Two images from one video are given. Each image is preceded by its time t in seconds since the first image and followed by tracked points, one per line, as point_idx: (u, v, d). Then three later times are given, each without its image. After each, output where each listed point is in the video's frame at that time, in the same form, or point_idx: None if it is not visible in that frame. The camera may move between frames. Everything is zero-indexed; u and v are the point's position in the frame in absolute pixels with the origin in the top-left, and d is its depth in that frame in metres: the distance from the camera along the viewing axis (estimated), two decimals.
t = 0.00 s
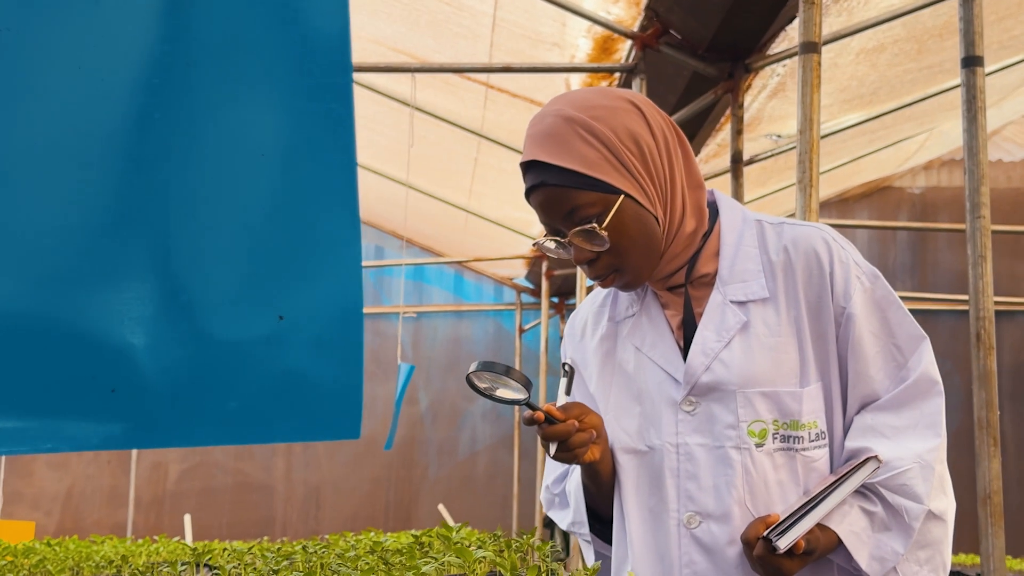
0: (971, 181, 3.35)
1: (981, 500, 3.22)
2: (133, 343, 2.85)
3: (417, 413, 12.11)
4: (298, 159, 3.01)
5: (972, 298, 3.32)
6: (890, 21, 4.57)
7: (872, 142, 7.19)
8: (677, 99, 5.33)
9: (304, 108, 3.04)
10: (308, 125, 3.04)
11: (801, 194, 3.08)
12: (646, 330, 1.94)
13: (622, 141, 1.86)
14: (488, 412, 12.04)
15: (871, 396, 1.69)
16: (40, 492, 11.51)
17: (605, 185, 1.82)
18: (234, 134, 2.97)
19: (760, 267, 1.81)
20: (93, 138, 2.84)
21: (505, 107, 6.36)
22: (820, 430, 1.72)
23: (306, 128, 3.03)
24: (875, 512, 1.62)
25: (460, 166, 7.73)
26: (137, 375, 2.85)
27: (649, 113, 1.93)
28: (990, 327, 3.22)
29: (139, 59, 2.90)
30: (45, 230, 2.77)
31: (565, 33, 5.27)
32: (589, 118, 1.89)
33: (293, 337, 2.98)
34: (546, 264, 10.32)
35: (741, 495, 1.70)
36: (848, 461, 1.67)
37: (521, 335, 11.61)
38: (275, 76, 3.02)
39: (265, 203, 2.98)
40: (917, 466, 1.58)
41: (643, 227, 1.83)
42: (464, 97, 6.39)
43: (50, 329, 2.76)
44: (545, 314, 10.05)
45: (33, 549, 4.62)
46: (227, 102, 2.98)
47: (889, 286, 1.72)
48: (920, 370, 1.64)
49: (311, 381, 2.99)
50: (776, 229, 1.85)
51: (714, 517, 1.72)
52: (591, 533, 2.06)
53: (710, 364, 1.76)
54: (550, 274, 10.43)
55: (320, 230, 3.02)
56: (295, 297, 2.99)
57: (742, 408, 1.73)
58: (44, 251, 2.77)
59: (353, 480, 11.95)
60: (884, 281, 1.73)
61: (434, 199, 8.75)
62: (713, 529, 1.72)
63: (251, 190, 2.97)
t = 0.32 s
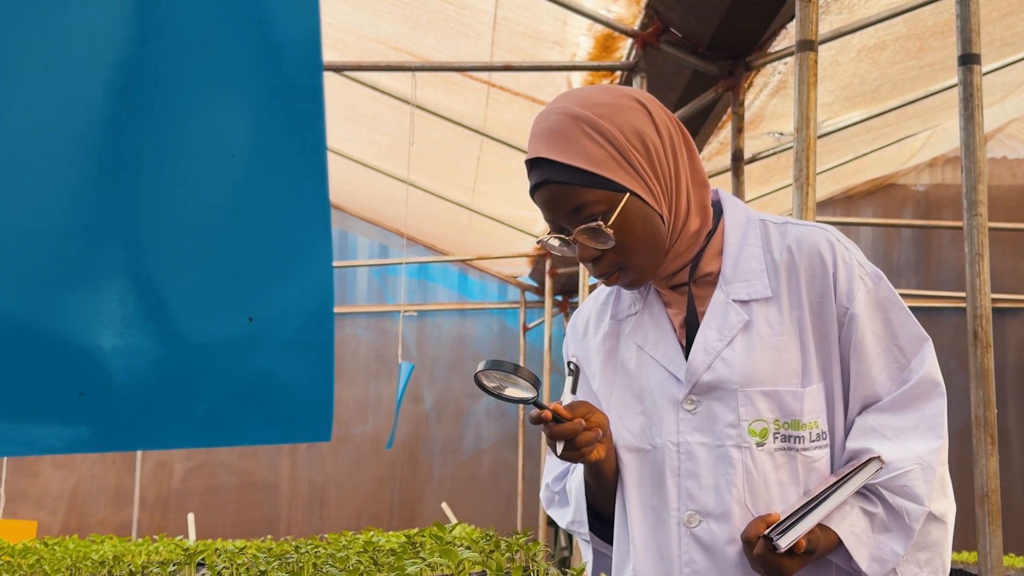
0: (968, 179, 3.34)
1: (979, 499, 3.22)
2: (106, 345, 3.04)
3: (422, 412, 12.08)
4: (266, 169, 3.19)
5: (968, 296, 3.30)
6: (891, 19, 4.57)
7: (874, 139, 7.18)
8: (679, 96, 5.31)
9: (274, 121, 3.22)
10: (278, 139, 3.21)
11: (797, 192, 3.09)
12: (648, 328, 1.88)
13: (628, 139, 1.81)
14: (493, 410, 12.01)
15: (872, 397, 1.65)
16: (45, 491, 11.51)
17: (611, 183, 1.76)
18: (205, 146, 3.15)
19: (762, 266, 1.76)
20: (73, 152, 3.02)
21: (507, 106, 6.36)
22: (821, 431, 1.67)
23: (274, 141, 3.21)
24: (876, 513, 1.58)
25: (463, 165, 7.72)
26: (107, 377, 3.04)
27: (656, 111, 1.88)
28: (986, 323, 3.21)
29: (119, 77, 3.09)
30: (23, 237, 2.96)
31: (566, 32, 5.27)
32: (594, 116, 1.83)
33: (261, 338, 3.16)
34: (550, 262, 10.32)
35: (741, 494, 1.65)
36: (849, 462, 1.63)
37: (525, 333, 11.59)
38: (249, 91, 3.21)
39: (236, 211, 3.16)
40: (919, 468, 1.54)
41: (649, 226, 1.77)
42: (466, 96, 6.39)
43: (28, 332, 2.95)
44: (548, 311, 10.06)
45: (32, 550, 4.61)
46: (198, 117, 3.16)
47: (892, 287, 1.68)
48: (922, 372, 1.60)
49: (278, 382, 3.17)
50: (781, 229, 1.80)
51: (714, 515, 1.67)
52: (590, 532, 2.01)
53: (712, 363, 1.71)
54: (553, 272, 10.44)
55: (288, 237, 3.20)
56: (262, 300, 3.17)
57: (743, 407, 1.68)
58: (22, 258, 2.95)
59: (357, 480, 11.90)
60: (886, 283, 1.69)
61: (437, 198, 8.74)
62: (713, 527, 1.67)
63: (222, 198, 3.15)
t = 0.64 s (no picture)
0: (960, 180, 3.32)
1: (971, 501, 3.21)
2: (62, 350, 2.96)
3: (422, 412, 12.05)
4: (228, 167, 3.06)
5: (961, 298, 3.27)
6: (888, 19, 4.57)
7: (874, 140, 7.16)
8: (676, 98, 5.29)
9: (235, 119, 3.08)
10: (242, 136, 3.08)
11: (789, 191, 3.08)
12: (647, 328, 1.87)
13: (633, 137, 1.79)
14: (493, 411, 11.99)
15: (871, 400, 1.65)
16: (46, 491, 11.53)
17: (615, 181, 1.76)
18: (163, 142, 3.05)
19: (764, 266, 1.75)
20: (35, 147, 2.96)
21: (506, 106, 6.36)
22: (819, 432, 1.67)
23: (236, 139, 3.08)
24: (875, 515, 1.58)
25: (462, 165, 7.71)
26: (60, 385, 2.94)
27: (660, 110, 1.87)
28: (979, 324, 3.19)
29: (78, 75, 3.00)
30: None
31: (563, 32, 5.27)
32: (599, 113, 1.82)
33: (224, 343, 3.03)
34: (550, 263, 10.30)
35: (738, 494, 1.65)
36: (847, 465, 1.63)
37: (526, 334, 11.57)
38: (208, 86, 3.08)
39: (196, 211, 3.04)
40: (919, 470, 1.54)
41: (651, 225, 1.77)
42: (465, 96, 6.39)
43: None
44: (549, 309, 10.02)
45: (24, 553, 4.61)
46: (160, 114, 3.06)
47: (893, 290, 1.68)
48: (922, 375, 1.60)
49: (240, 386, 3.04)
50: (782, 231, 1.79)
51: (712, 515, 1.67)
52: (585, 532, 1.96)
53: (711, 362, 1.71)
54: (553, 273, 10.42)
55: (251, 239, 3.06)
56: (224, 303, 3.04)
57: (742, 407, 1.68)
58: None
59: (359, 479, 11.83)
60: (888, 285, 1.69)
61: (438, 199, 8.74)
62: (711, 527, 1.67)
63: (181, 194, 3.04)
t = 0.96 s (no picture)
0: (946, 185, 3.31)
1: (957, 508, 3.19)
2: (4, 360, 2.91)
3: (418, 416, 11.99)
4: (176, 175, 3.04)
5: (948, 303, 3.26)
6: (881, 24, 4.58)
7: (869, 144, 7.15)
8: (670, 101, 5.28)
9: (183, 131, 3.06)
10: (190, 143, 3.06)
11: (776, 196, 3.07)
12: (643, 334, 1.81)
13: (634, 141, 1.73)
14: (489, 415, 11.93)
15: (868, 413, 1.59)
16: (41, 495, 11.48)
17: (614, 185, 1.69)
18: (113, 147, 3.01)
19: (762, 275, 1.70)
20: None
21: (500, 110, 6.34)
22: (814, 443, 1.61)
23: (185, 145, 3.06)
24: (868, 529, 1.53)
25: (458, 168, 7.70)
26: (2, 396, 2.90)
27: (664, 115, 1.80)
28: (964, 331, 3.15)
29: (29, 79, 2.96)
30: None
31: (557, 36, 5.26)
32: (600, 117, 1.75)
33: (171, 353, 3.01)
34: (546, 267, 10.27)
35: (730, 504, 1.59)
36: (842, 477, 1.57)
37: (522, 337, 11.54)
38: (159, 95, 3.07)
39: (146, 219, 3.02)
40: (913, 484, 1.49)
41: (652, 231, 1.71)
42: (459, 100, 6.39)
43: None
44: (546, 313, 9.97)
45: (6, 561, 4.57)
46: (110, 119, 3.02)
47: (893, 303, 1.62)
48: (919, 389, 1.54)
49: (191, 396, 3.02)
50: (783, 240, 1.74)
51: (702, 524, 1.62)
52: (575, 539, 1.93)
53: (706, 369, 1.65)
54: (549, 276, 10.39)
55: (199, 247, 3.06)
56: (173, 313, 3.02)
57: (735, 415, 1.62)
58: None
59: (354, 482, 11.76)
60: (889, 298, 1.63)
61: (434, 202, 8.72)
62: (701, 537, 1.62)
63: (130, 203, 3.01)
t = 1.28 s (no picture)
0: (931, 194, 3.12)
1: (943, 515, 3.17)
2: None
3: (411, 421, 11.82)
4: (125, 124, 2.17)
5: (931, 314, 3.07)
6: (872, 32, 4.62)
7: (862, 152, 7.15)
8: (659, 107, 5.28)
9: (121, 63, 2.18)
10: (126, 120, 2.17)
11: (760, 204, 3.09)
12: (639, 337, 1.75)
13: (632, 140, 1.66)
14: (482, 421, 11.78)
15: (865, 424, 1.51)
16: (32, 499, 11.47)
17: (610, 184, 1.63)
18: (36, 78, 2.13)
19: (760, 280, 1.62)
20: None
21: (491, 115, 6.33)
22: (806, 454, 1.54)
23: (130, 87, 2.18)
24: (861, 545, 1.43)
25: (450, 174, 7.69)
26: None
27: (665, 114, 1.72)
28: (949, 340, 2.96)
29: None
30: None
31: (547, 42, 5.28)
32: (597, 114, 1.68)
33: (116, 362, 2.14)
34: (538, 273, 10.22)
35: (716, 513, 1.53)
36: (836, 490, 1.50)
37: (514, 344, 11.48)
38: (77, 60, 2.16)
39: (93, 180, 2.15)
40: (910, 498, 1.40)
41: (649, 231, 1.64)
42: (451, 106, 6.39)
43: None
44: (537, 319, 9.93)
45: None
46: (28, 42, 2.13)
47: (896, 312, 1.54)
48: (917, 403, 1.46)
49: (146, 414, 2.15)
50: (784, 244, 1.66)
51: (688, 532, 1.55)
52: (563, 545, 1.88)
53: (697, 374, 1.58)
54: (540, 282, 10.34)
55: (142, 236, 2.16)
56: (119, 311, 2.15)
57: (725, 422, 1.55)
58: None
59: (345, 486, 11.71)
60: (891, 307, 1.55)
61: (426, 207, 8.72)
62: (687, 546, 1.55)
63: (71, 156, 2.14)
